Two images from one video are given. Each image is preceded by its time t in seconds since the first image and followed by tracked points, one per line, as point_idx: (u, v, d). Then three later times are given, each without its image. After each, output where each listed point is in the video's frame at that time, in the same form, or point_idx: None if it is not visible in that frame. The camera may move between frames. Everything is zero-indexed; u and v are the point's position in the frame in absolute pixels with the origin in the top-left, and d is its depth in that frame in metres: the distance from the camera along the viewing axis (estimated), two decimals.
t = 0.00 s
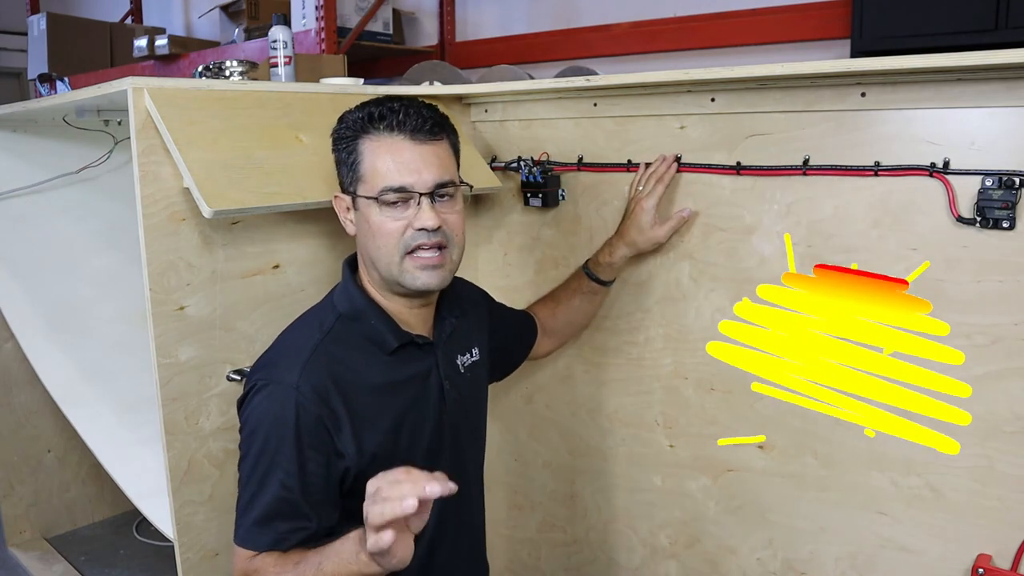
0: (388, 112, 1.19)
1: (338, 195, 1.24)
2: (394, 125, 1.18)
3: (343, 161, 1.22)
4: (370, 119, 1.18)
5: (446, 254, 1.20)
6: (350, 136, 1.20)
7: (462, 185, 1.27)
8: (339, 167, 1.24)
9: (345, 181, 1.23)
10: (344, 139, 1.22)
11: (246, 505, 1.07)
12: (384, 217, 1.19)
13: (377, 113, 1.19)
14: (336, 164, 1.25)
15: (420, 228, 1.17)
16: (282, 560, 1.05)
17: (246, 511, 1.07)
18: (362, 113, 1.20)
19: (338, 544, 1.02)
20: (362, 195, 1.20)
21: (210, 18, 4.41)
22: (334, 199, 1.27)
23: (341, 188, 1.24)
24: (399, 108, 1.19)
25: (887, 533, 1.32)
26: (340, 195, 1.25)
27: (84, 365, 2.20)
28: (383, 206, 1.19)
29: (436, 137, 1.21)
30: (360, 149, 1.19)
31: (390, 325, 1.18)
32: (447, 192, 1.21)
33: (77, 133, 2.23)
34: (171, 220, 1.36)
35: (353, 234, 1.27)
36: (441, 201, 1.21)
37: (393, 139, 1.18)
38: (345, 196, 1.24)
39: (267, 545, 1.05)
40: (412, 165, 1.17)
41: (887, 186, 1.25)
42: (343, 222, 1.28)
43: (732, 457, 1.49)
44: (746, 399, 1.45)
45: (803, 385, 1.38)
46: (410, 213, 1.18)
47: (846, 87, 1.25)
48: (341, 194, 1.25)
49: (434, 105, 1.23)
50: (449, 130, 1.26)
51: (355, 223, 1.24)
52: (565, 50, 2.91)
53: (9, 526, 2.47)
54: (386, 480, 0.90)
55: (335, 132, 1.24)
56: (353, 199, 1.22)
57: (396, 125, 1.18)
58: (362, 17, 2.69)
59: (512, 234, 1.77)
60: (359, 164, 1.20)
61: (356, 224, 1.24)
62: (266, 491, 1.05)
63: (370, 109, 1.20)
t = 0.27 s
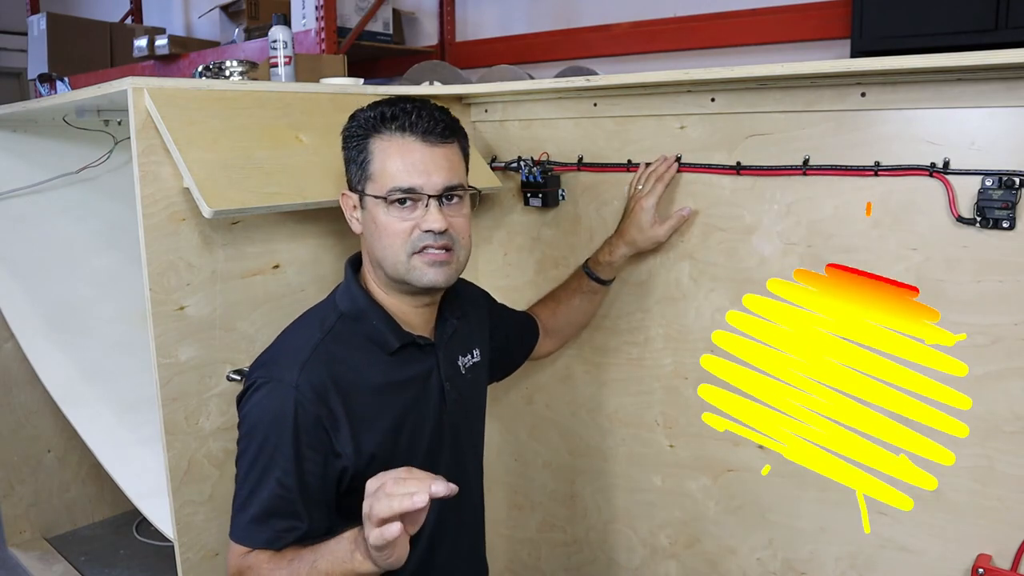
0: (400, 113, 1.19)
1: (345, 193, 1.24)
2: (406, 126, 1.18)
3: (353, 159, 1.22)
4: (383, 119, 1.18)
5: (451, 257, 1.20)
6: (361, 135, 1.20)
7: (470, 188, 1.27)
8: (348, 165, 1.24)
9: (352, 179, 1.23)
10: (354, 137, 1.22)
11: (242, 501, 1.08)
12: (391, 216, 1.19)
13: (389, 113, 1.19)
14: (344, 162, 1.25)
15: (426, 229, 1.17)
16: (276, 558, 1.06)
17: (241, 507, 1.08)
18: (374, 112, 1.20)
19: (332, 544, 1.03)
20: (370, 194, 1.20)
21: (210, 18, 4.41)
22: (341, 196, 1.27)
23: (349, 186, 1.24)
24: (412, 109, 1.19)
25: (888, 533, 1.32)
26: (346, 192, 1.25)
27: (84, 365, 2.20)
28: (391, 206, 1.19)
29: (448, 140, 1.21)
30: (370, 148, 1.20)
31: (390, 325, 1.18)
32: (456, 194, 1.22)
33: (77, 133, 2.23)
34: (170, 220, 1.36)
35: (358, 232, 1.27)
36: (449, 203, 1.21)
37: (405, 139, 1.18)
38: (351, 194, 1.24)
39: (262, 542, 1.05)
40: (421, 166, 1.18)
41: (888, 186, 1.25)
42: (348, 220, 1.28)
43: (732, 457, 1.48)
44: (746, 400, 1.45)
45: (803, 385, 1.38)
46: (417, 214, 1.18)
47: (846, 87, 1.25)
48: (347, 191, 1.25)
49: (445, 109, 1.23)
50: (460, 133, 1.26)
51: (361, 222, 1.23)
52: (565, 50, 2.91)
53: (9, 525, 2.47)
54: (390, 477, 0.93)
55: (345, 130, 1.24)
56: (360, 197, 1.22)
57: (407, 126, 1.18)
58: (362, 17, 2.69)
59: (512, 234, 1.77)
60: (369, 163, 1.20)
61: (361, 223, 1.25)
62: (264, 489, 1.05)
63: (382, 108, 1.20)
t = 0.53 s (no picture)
0: (401, 113, 1.19)
1: (347, 194, 1.24)
2: (407, 126, 1.18)
3: (354, 160, 1.22)
4: (384, 119, 1.18)
5: (453, 257, 1.20)
6: (362, 135, 1.20)
7: (472, 187, 1.27)
8: (350, 166, 1.24)
9: (354, 180, 1.23)
10: (356, 138, 1.22)
11: (243, 502, 1.08)
12: (393, 217, 1.19)
13: (390, 113, 1.19)
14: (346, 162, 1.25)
15: (428, 230, 1.17)
16: (278, 558, 1.06)
17: (243, 507, 1.08)
18: (375, 113, 1.20)
19: (334, 546, 1.03)
20: (372, 195, 1.20)
21: (210, 18, 4.41)
22: (342, 196, 1.27)
23: (350, 186, 1.24)
24: (413, 109, 1.19)
25: (888, 533, 1.32)
26: (349, 193, 1.25)
27: (84, 365, 2.20)
28: (393, 206, 1.19)
29: (449, 140, 1.21)
30: (371, 149, 1.20)
31: (391, 326, 1.18)
32: (458, 195, 1.22)
33: (77, 133, 2.23)
34: (170, 220, 1.36)
35: (360, 233, 1.27)
36: (451, 203, 1.21)
37: (407, 139, 1.18)
38: (353, 195, 1.24)
39: (264, 543, 1.05)
40: (423, 166, 1.18)
41: (888, 186, 1.25)
42: (351, 221, 1.28)
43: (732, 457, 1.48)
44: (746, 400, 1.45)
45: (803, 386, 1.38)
46: (419, 214, 1.18)
47: (846, 87, 1.25)
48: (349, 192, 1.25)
49: (447, 108, 1.23)
50: (462, 133, 1.26)
51: (363, 222, 1.24)
52: (565, 50, 2.91)
53: (9, 525, 2.47)
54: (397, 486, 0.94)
55: (346, 131, 1.24)
56: (362, 198, 1.22)
57: (408, 127, 1.18)
58: (362, 17, 2.69)
59: (512, 234, 1.77)
60: (371, 164, 1.20)
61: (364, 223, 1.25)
62: (265, 489, 1.05)
63: (383, 109, 1.20)
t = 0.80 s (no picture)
0: (402, 112, 1.19)
1: (347, 193, 1.24)
2: (407, 125, 1.18)
3: (355, 159, 1.22)
4: (385, 118, 1.18)
5: (454, 255, 1.20)
6: (363, 135, 1.20)
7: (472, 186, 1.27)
8: (351, 165, 1.24)
9: (354, 179, 1.23)
10: (357, 137, 1.22)
11: (244, 500, 1.08)
12: (394, 216, 1.19)
13: (390, 113, 1.19)
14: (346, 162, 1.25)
15: (429, 228, 1.17)
16: (277, 557, 1.05)
17: (244, 506, 1.08)
18: (375, 112, 1.20)
19: (334, 545, 1.01)
20: (373, 194, 1.20)
21: (210, 18, 4.41)
22: (342, 196, 1.27)
23: (351, 186, 1.24)
24: (413, 108, 1.19)
25: (888, 533, 1.32)
26: (349, 193, 1.25)
27: (84, 365, 2.20)
28: (393, 205, 1.19)
29: (450, 138, 1.21)
30: (372, 148, 1.20)
31: (392, 325, 1.18)
32: (458, 193, 1.22)
33: (77, 133, 2.23)
34: (171, 220, 1.36)
35: (361, 232, 1.27)
36: (452, 202, 1.21)
37: (407, 138, 1.18)
38: (353, 194, 1.24)
39: (264, 541, 1.05)
40: (423, 165, 1.18)
41: (888, 186, 1.25)
42: (351, 220, 1.27)
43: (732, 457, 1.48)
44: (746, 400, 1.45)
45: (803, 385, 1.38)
46: (420, 213, 1.18)
47: (846, 87, 1.25)
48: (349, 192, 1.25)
49: (447, 108, 1.23)
50: (462, 132, 1.26)
51: (364, 222, 1.24)
52: (565, 50, 2.91)
53: (9, 525, 2.47)
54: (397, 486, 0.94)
55: (346, 130, 1.24)
56: (362, 197, 1.22)
57: (408, 126, 1.18)
58: (362, 17, 2.69)
59: (512, 234, 1.77)
60: (372, 163, 1.20)
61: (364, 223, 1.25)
62: (266, 488, 1.05)
63: (383, 108, 1.20)
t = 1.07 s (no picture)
0: (394, 111, 1.19)
1: (341, 193, 1.24)
2: (399, 123, 1.18)
3: (347, 158, 1.22)
4: (377, 117, 1.19)
5: (448, 251, 1.20)
6: (355, 134, 1.20)
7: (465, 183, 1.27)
8: (343, 164, 1.24)
9: (348, 179, 1.23)
10: (349, 137, 1.22)
11: (239, 497, 1.08)
12: (388, 213, 1.19)
13: (382, 112, 1.19)
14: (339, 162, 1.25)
15: (423, 225, 1.18)
16: (273, 549, 1.05)
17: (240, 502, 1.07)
18: (367, 112, 1.20)
19: (329, 531, 1.00)
20: (366, 192, 1.20)
21: (210, 18, 4.41)
22: (336, 196, 1.27)
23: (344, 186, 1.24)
24: (405, 106, 1.20)
25: (888, 533, 1.32)
26: (342, 192, 1.25)
27: (84, 365, 2.20)
28: (387, 203, 1.19)
29: (441, 135, 1.22)
30: (365, 147, 1.20)
31: (388, 321, 1.18)
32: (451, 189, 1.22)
33: (77, 133, 2.23)
34: (171, 220, 1.36)
35: (355, 232, 1.27)
36: (445, 199, 1.21)
37: (400, 136, 1.18)
38: (347, 194, 1.24)
39: (260, 536, 1.05)
40: (416, 162, 1.18)
41: (888, 186, 1.25)
42: (345, 220, 1.27)
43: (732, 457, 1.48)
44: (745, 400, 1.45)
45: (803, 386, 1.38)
46: (414, 209, 1.18)
47: (846, 87, 1.25)
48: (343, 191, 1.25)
49: (438, 106, 1.24)
50: (454, 130, 1.26)
51: (358, 221, 1.23)
52: (565, 50, 2.91)
53: (9, 525, 2.47)
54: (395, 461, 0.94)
55: (339, 130, 1.24)
56: (355, 196, 1.22)
57: (401, 124, 1.18)
58: (362, 17, 2.69)
59: (512, 234, 1.77)
60: (365, 161, 1.20)
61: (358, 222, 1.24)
62: (262, 483, 1.05)
63: (375, 108, 1.20)
